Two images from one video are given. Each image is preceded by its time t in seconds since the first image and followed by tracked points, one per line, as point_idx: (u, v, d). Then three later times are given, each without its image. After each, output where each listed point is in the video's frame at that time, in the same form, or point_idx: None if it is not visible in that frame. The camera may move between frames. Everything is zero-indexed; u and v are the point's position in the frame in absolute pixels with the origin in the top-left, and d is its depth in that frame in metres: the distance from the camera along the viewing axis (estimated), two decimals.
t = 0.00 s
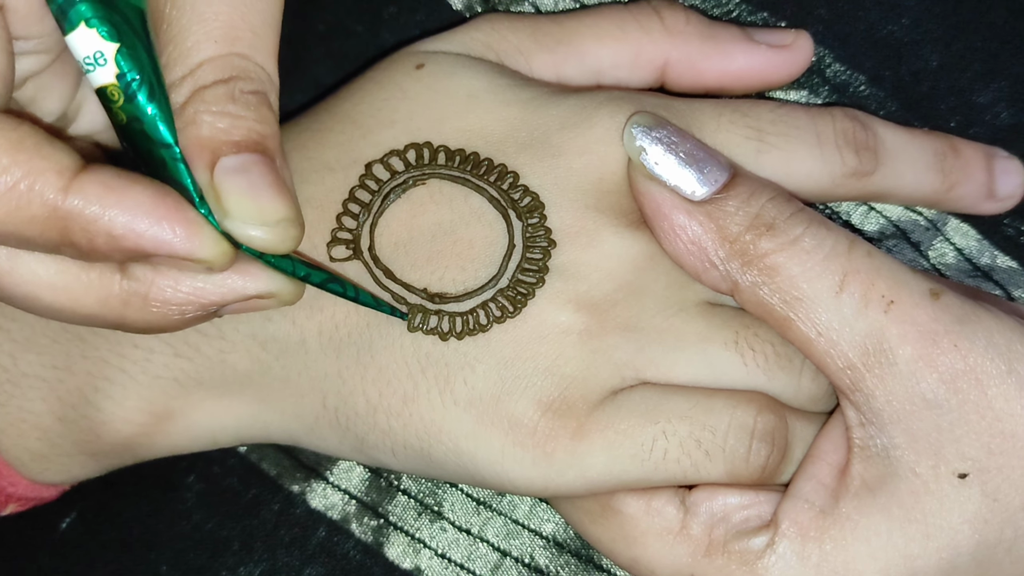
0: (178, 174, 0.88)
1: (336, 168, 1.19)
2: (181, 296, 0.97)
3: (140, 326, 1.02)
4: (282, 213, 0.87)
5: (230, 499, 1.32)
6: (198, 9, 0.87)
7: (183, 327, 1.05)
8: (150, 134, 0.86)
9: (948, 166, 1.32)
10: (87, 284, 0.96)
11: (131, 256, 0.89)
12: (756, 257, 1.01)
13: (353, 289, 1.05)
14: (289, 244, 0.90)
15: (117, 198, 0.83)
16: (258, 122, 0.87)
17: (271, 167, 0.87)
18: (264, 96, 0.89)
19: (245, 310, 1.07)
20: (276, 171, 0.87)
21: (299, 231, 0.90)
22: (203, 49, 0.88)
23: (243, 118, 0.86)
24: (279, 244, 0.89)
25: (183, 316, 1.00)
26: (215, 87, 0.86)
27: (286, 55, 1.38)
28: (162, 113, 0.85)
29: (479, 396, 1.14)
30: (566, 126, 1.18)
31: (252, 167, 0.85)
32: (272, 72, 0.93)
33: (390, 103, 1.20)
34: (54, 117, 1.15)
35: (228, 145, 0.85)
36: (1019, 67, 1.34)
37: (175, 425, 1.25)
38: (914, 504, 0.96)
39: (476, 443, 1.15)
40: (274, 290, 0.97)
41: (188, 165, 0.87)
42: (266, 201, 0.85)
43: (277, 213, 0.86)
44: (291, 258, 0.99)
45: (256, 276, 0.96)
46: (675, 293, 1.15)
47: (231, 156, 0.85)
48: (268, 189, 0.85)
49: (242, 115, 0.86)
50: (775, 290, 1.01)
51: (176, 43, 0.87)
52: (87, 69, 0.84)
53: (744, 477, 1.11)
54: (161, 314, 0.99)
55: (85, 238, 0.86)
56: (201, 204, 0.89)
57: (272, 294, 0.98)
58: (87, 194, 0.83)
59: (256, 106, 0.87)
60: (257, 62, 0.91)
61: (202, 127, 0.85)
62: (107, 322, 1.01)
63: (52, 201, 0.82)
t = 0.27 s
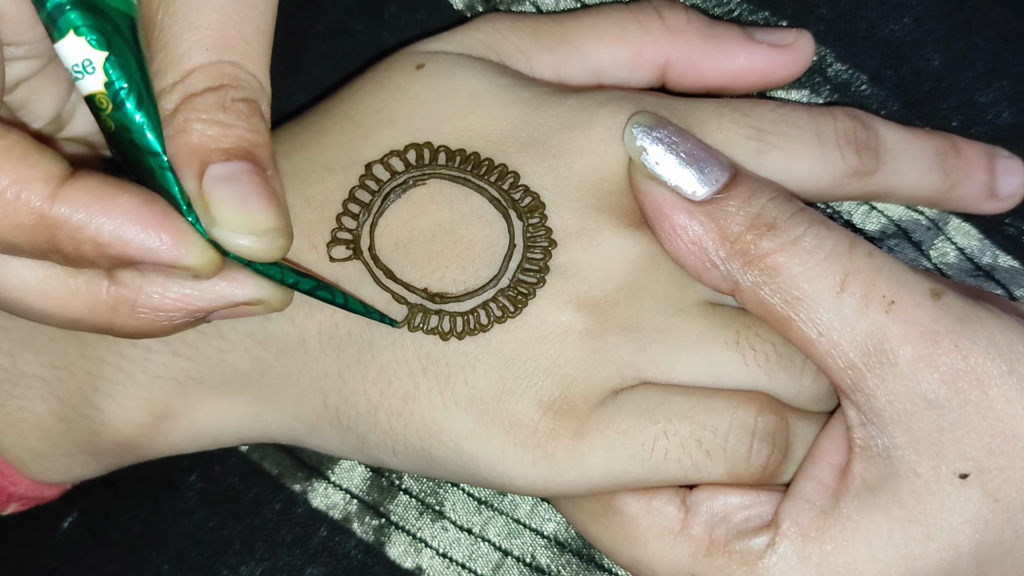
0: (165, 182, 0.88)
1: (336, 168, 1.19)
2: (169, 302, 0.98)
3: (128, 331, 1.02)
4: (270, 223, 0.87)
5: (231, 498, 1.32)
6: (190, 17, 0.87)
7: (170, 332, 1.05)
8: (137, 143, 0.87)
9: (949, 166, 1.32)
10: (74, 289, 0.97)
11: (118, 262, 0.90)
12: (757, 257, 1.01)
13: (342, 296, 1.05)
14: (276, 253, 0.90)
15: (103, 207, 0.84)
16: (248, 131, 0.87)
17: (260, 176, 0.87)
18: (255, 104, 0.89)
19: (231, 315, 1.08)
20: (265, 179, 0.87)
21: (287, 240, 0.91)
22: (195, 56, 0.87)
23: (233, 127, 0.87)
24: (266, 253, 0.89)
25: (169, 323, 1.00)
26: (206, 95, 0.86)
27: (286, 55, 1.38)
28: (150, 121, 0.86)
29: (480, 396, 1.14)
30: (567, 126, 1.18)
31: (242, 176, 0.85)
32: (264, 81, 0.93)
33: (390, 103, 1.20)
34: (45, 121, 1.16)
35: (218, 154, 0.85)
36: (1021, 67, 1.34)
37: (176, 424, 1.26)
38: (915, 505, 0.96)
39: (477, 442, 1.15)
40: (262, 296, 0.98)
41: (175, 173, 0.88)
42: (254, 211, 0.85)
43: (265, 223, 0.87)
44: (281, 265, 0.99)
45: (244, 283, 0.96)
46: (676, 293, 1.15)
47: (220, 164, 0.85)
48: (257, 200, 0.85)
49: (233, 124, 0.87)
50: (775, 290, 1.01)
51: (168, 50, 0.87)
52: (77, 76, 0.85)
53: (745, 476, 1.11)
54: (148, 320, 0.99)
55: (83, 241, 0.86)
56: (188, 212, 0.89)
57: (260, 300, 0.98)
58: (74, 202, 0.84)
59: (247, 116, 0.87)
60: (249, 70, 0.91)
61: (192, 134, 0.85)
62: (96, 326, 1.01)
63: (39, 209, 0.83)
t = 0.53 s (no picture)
0: (165, 168, 0.88)
1: (338, 165, 1.19)
2: (170, 289, 0.98)
3: (129, 319, 1.02)
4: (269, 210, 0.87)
5: (234, 497, 1.32)
6: (190, 4, 0.87)
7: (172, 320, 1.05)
8: (137, 128, 0.86)
9: (952, 165, 1.31)
10: (75, 276, 0.97)
11: (120, 248, 0.90)
12: (759, 256, 1.01)
13: (343, 281, 1.05)
14: (275, 240, 0.89)
15: (103, 192, 0.84)
16: (248, 118, 0.88)
17: (260, 164, 0.87)
18: (255, 92, 0.90)
19: (232, 303, 1.08)
20: (265, 167, 0.87)
21: (287, 227, 0.90)
22: (194, 44, 0.88)
23: (233, 114, 0.87)
24: (265, 240, 0.89)
25: (171, 310, 1.01)
26: (206, 82, 0.87)
27: (289, 53, 1.38)
28: (150, 107, 0.85)
29: (483, 394, 1.14)
30: (569, 124, 1.18)
31: (241, 163, 0.85)
32: (264, 68, 0.93)
33: (392, 101, 1.20)
34: (48, 111, 1.14)
35: (218, 140, 0.85)
36: None
37: (178, 421, 1.26)
38: (917, 503, 0.96)
39: (479, 441, 1.15)
40: (263, 282, 0.98)
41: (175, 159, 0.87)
42: (253, 197, 0.85)
43: (264, 209, 0.86)
44: (280, 251, 0.99)
45: (246, 269, 0.96)
46: (679, 291, 1.15)
47: (220, 151, 0.85)
48: (256, 186, 0.85)
49: (233, 111, 0.87)
50: (778, 288, 1.01)
51: (168, 38, 0.87)
52: (76, 63, 0.84)
53: (747, 475, 1.11)
54: (150, 307, 0.99)
55: (84, 228, 0.86)
56: (188, 198, 0.89)
57: (261, 286, 0.99)
58: (74, 187, 0.84)
59: (247, 104, 0.88)
60: (248, 58, 0.91)
61: (192, 121, 0.85)
62: (98, 314, 1.01)
63: (40, 194, 0.83)
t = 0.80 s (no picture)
0: (164, 157, 0.87)
1: (336, 163, 1.19)
2: (170, 278, 0.98)
3: (128, 311, 1.02)
4: (268, 197, 0.87)
5: (232, 497, 1.32)
6: None
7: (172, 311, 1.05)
8: (136, 117, 0.85)
9: (951, 163, 1.31)
10: (76, 267, 0.97)
11: (120, 238, 0.90)
12: (757, 254, 1.01)
13: (342, 271, 1.05)
14: (275, 228, 0.89)
15: (102, 180, 0.84)
16: (246, 107, 0.88)
17: (258, 152, 0.87)
18: (253, 81, 0.90)
19: (231, 294, 1.08)
20: (264, 156, 0.87)
21: (286, 215, 0.90)
22: (191, 34, 0.88)
23: (232, 103, 0.87)
24: (265, 228, 0.89)
25: (170, 301, 1.01)
26: (204, 72, 0.87)
27: (288, 51, 1.38)
28: (148, 95, 0.84)
29: (480, 393, 1.14)
30: (567, 122, 1.18)
31: (240, 151, 0.85)
32: (262, 57, 0.93)
33: (390, 99, 1.20)
34: (49, 105, 1.15)
35: (217, 129, 0.86)
36: None
37: (176, 420, 1.25)
38: (915, 502, 0.96)
39: (477, 440, 1.14)
40: (264, 271, 0.98)
41: (174, 147, 0.86)
42: (252, 185, 0.85)
43: (264, 196, 0.86)
44: (280, 240, 0.98)
45: (246, 258, 0.97)
46: (677, 290, 1.15)
47: (219, 139, 0.85)
48: (255, 173, 0.85)
49: (231, 100, 0.87)
50: (776, 287, 1.01)
51: (165, 28, 0.87)
52: (74, 52, 0.82)
53: (746, 474, 1.11)
54: (149, 297, 0.99)
55: (83, 217, 0.86)
56: (188, 186, 0.88)
57: (262, 275, 0.99)
58: (73, 176, 0.83)
59: (245, 92, 0.88)
60: (247, 47, 0.91)
61: (190, 111, 0.86)
62: (98, 306, 1.01)
63: (39, 183, 0.83)
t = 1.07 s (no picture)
0: (151, 170, 0.87)
1: (332, 165, 1.19)
2: (156, 291, 0.98)
3: (115, 322, 1.02)
4: (256, 213, 0.87)
5: (229, 498, 1.32)
6: (179, 4, 0.87)
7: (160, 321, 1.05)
8: (124, 130, 0.85)
9: (947, 162, 1.31)
10: (62, 278, 0.97)
11: (106, 250, 0.91)
12: (754, 254, 1.01)
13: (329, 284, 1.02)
14: (262, 243, 0.90)
15: (88, 194, 0.85)
16: (236, 120, 0.87)
17: (247, 165, 0.86)
18: (243, 93, 0.89)
19: (220, 305, 1.08)
20: (252, 169, 0.87)
21: (273, 230, 0.90)
22: (181, 46, 0.87)
23: (221, 115, 0.86)
24: (251, 244, 0.89)
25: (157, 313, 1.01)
26: (194, 84, 0.86)
27: (283, 53, 1.38)
28: (136, 109, 0.85)
29: (477, 394, 1.14)
30: (563, 123, 1.18)
31: (228, 164, 0.85)
32: (254, 69, 0.92)
33: (386, 100, 1.20)
34: (37, 114, 1.15)
35: (205, 142, 0.85)
36: (1020, 62, 1.34)
37: (171, 422, 1.25)
38: (912, 502, 0.96)
39: (474, 440, 1.14)
40: (250, 286, 0.98)
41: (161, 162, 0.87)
42: (240, 200, 0.85)
43: (251, 212, 0.86)
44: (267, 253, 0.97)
45: (232, 272, 0.96)
46: (673, 290, 1.15)
47: (208, 152, 0.84)
48: (243, 188, 0.85)
49: (220, 112, 0.86)
50: (773, 287, 1.01)
51: (156, 39, 0.87)
52: (64, 64, 0.83)
53: (743, 474, 1.11)
54: (136, 309, 1.00)
55: (69, 229, 0.87)
56: (175, 201, 0.88)
57: (248, 289, 0.98)
58: (59, 190, 0.85)
59: (235, 105, 0.87)
60: (238, 60, 0.90)
61: (178, 124, 0.84)
62: (86, 316, 1.02)
63: (25, 195, 0.84)
